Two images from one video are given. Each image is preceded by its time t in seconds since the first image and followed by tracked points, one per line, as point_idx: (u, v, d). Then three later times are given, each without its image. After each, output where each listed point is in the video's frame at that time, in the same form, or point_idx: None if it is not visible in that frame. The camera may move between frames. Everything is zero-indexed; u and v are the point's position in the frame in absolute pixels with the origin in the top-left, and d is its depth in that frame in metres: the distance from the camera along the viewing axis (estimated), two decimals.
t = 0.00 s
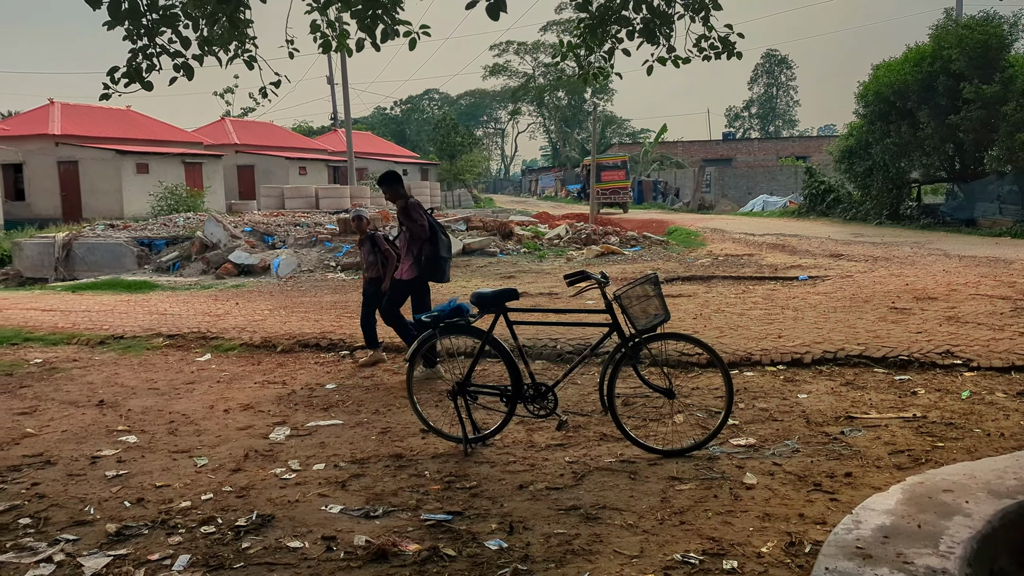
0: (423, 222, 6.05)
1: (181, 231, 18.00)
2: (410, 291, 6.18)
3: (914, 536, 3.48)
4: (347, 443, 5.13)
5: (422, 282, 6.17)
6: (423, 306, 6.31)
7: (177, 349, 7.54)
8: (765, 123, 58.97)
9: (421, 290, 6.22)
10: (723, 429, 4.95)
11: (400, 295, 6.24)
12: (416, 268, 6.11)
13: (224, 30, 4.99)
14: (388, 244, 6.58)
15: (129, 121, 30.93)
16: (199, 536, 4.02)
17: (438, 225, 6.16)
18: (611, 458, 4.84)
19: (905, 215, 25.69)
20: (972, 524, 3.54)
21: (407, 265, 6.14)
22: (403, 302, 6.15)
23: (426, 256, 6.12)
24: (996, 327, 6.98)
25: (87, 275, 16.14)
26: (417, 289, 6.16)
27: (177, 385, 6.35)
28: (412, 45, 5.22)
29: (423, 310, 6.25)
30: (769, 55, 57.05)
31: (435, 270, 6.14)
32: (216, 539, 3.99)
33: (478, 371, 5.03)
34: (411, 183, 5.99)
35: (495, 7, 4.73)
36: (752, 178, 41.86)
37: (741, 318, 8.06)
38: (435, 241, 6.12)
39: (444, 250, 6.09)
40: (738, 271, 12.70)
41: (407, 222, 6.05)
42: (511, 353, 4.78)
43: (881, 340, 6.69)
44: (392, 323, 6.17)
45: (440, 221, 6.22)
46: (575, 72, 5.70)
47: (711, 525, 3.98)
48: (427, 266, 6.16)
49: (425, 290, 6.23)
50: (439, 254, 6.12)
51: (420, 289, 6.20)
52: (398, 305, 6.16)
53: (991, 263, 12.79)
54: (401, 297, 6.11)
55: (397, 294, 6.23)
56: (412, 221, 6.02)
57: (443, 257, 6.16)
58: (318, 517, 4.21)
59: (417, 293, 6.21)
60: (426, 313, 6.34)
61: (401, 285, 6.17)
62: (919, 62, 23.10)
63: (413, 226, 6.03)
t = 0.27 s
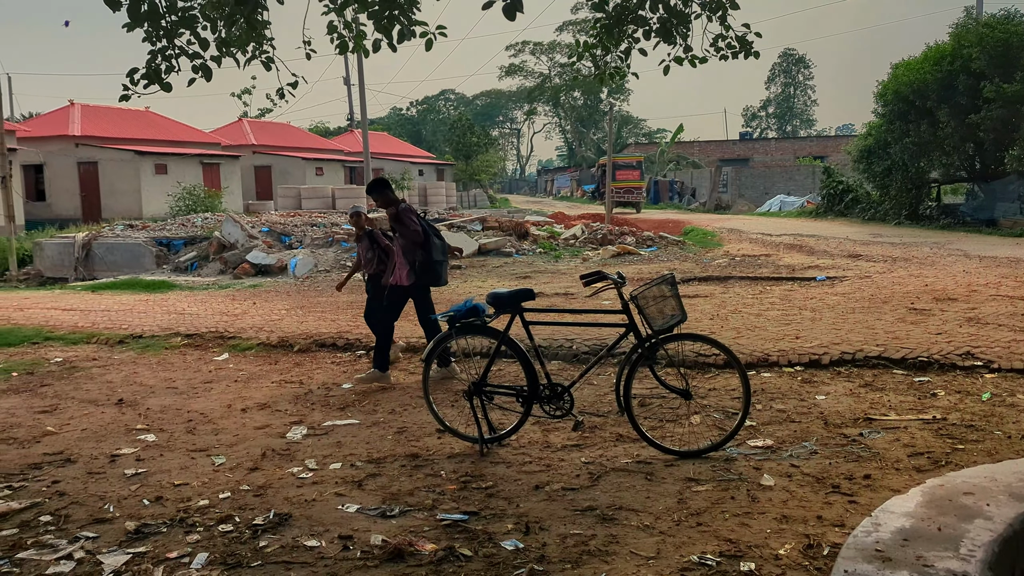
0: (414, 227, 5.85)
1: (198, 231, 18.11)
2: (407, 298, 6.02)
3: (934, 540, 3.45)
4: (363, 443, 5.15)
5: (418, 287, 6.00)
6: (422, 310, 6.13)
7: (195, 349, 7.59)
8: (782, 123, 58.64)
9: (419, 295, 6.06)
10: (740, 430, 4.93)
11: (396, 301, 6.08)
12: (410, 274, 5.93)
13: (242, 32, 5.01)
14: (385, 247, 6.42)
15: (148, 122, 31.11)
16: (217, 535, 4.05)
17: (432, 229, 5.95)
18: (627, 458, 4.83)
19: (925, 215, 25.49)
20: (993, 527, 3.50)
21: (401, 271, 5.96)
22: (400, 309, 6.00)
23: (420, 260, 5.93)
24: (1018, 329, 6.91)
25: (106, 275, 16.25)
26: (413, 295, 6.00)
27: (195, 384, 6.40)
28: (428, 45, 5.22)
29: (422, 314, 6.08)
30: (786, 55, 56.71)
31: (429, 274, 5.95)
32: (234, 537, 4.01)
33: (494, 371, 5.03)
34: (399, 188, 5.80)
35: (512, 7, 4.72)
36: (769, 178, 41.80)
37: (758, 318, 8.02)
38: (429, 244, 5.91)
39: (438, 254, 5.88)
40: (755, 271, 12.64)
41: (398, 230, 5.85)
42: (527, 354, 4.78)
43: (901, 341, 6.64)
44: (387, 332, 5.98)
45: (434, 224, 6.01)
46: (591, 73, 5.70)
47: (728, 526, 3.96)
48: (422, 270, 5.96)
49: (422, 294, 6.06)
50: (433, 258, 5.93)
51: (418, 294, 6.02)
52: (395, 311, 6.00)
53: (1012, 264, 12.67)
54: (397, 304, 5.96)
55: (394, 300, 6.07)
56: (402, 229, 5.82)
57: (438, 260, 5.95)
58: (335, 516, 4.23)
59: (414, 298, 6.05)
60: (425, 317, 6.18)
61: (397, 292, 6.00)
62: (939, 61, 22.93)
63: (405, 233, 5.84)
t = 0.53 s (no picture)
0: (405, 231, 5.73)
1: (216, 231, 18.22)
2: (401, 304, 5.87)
3: (955, 542, 3.42)
4: (379, 442, 5.17)
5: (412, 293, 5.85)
6: (415, 317, 5.98)
7: (213, 348, 7.64)
8: (800, 122, 58.27)
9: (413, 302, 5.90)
10: (758, 431, 4.91)
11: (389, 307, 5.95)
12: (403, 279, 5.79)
13: (260, 33, 5.02)
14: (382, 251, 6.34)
15: (168, 123, 31.34)
16: (234, 533, 4.07)
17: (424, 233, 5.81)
18: (643, 459, 4.81)
19: (945, 215, 25.26)
20: (1015, 531, 3.46)
21: (394, 277, 5.82)
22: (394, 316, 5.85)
23: (412, 266, 5.79)
24: None
25: (125, 275, 16.39)
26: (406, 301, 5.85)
27: (214, 383, 6.44)
28: (444, 46, 5.21)
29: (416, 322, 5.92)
30: (804, 54, 56.31)
31: (423, 279, 5.79)
32: (251, 536, 4.03)
33: (510, 371, 5.03)
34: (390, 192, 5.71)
35: (529, 7, 4.71)
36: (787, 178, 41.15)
37: (776, 319, 7.98)
38: (422, 249, 5.76)
39: (431, 259, 5.74)
40: (773, 271, 12.57)
41: (390, 234, 5.73)
42: (543, 354, 4.77)
43: (920, 342, 6.59)
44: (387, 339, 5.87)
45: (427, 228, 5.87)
46: (607, 72, 5.68)
47: (746, 528, 3.94)
48: (416, 275, 5.81)
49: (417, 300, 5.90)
50: (426, 263, 5.78)
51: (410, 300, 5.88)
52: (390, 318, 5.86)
53: None
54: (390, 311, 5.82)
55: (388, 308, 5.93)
56: (394, 233, 5.70)
57: (431, 265, 5.79)
58: (352, 515, 4.24)
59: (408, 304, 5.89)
60: (420, 324, 6.00)
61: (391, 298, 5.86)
62: (959, 59, 22.72)
63: (397, 236, 5.71)
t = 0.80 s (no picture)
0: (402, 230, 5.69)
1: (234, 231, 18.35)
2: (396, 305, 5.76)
3: (976, 545, 3.40)
4: (396, 441, 5.18)
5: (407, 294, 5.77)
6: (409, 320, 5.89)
7: (231, 347, 7.69)
8: (818, 122, 57.88)
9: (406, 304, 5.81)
10: (775, 432, 4.89)
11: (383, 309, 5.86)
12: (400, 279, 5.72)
13: (277, 33, 5.03)
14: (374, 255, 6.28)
15: (186, 124, 31.50)
16: (252, 531, 4.09)
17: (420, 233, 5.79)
18: (660, 460, 4.81)
19: (966, 215, 25.01)
20: None
21: (389, 277, 5.73)
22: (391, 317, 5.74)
23: (408, 266, 5.75)
24: None
25: (144, 275, 16.52)
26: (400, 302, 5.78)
27: (232, 382, 6.49)
28: (461, 46, 5.20)
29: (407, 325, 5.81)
30: (822, 53, 55.83)
31: (419, 279, 5.76)
32: (269, 534, 4.06)
33: (526, 371, 5.03)
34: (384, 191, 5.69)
35: (546, 6, 4.70)
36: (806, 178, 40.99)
37: (794, 320, 7.95)
38: (420, 249, 5.74)
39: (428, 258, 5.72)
40: (791, 272, 12.50)
41: (388, 233, 5.67)
42: (559, 354, 4.77)
43: (940, 343, 6.53)
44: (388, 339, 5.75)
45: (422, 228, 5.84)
46: (623, 72, 5.66)
47: (763, 529, 3.92)
48: (411, 276, 5.77)
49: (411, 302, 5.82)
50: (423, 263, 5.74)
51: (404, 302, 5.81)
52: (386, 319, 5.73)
53: None
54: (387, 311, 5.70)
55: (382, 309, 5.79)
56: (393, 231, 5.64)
57: (427, 266, 5.78)
58: (369, 514, 4.26)
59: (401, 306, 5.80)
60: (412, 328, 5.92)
61: (386, 298, 5.75)
62: (980, 58, 22.51)
63: (396, 236, 5.66)
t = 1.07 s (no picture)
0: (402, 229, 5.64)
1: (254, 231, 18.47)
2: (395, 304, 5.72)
3: (999, 549, 3.37)
4: (414, 441, 5.20)
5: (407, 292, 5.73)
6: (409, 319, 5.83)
7: (251, 346, 7.74)
8: (838, 121, 57.43)
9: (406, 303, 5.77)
10: (795, 434, 4.86)
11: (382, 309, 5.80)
12: (400, 277, 5.68)
13: (296, 35, 5.04)
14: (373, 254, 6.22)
15: (208, 124, 31.74)
16: (271, 530, 4.12)
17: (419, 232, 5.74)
18: (678, 461, 4.79)
19: (988, 215, 24.74)
20: None
21: (389, 275, 5.69)
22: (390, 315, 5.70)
23: (407, 265, 5.69)
24: None
25: (165, 274, 16.66)
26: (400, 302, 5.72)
27: (251, 381, 6.54)
28: (479, 47, 5.20)
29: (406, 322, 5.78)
30: (842, 52, 55.45)
31: (419, 278, 5.70)
32: (288, 533, 4.08)
33: (544, 372, 5.03)
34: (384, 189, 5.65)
35: (565, 7, 4.69)
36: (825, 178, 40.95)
37: (813, 320, 7.90)
38: (420, 247, 5.69)
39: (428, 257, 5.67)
40: (810, 273, 12.43)
41: (388, 232, 5.63)
42: (578, 354, 4.77)
43: (963, 345, 6.46)
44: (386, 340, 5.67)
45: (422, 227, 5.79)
46: (641, 72, 5.65)
47: (782, 531, 3.89)
48: (411, 274, 5.72)
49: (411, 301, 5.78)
50: (423, 262, 5.70)
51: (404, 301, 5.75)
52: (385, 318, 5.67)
53: None
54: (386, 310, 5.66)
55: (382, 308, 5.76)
56: (392, 230, 5.60)
57: (428, 264, 5.73)
58: (387, 513, 4.27)
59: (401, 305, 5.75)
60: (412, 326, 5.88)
61: (385, 298, 5.69)
62: (1004, 56, 22.26)
63: (396, 235, 5.62)
